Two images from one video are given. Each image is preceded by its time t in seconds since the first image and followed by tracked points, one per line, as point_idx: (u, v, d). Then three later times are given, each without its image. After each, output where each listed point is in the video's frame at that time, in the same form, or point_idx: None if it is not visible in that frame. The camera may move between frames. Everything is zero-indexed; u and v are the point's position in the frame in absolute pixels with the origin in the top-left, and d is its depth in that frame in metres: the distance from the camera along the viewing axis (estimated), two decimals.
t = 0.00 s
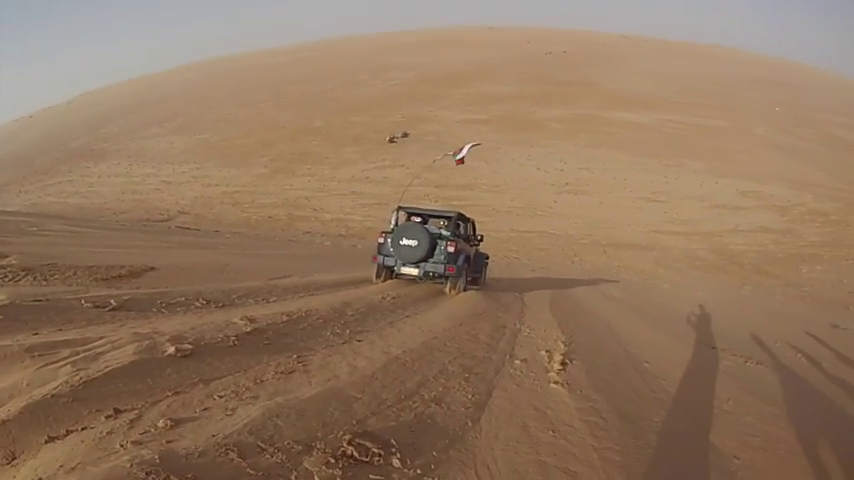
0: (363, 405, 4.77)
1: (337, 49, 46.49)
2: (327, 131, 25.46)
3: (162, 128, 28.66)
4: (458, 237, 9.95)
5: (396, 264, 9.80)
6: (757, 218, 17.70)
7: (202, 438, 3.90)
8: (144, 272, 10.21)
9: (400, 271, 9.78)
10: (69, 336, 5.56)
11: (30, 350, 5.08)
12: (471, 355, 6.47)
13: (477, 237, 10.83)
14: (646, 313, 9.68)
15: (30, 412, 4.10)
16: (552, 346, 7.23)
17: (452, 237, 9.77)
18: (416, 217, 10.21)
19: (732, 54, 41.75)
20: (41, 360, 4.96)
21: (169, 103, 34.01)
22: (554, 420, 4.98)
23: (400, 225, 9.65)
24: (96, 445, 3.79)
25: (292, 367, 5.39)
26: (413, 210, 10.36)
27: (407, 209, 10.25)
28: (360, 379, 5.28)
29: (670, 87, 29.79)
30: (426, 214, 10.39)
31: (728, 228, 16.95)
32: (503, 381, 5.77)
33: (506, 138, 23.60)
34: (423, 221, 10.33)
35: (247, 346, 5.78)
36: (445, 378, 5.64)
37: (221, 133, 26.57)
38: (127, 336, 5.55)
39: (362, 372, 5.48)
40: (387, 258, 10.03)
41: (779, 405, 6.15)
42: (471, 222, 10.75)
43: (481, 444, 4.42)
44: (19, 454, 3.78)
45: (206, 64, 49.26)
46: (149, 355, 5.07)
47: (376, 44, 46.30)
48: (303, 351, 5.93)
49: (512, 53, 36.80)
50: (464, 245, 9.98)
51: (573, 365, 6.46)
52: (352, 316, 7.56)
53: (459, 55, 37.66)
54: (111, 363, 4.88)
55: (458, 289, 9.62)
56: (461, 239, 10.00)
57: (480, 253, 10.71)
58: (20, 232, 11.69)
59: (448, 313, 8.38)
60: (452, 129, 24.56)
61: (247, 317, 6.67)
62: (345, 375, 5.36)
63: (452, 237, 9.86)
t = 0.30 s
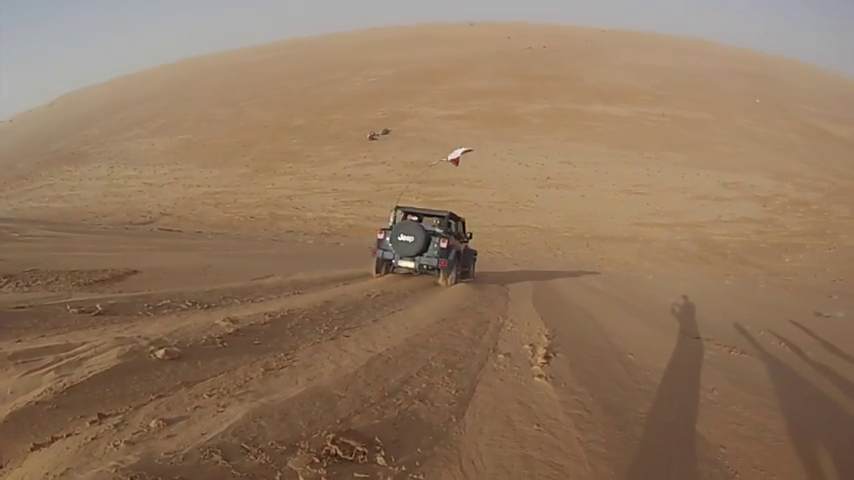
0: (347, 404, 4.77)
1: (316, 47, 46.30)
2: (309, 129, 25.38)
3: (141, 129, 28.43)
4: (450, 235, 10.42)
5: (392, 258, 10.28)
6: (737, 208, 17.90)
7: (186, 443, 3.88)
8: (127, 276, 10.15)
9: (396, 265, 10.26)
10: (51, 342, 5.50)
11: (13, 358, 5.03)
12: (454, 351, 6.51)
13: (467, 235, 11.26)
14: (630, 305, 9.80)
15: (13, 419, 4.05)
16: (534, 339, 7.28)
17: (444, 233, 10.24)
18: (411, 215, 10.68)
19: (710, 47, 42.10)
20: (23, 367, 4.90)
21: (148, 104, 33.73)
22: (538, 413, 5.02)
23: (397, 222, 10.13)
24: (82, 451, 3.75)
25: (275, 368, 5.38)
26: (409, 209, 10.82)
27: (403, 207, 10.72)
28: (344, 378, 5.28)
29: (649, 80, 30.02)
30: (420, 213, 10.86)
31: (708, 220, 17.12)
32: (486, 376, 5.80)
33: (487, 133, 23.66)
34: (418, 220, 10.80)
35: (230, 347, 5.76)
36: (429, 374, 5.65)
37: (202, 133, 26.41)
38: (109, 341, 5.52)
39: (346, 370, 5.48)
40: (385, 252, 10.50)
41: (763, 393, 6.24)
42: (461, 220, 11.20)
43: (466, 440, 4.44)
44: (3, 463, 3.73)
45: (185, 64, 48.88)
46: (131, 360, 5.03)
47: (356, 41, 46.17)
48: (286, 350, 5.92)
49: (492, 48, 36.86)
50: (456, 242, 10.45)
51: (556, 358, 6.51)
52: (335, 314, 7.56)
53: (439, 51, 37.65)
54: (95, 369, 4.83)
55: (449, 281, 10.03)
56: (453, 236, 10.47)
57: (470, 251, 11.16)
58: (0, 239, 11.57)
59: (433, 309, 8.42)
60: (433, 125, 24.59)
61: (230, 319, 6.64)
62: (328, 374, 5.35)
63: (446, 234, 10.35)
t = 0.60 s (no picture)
0: (340, 404, 4.76)
1: (304, 46, 46.20)
2: (298, 129, 25.33)
3: (130, 131, 28.32)
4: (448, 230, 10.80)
5: (397, 255, 10.74)
6: (727, 201, 17.96)
7: (178, 446, 3.85)
8: (119, 279, 10.11)
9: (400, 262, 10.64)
10: (43, 347, 5.46)
11: (6, 364, 4.99)
12: (447, 348, 6.51)
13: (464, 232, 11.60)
14: (622, 299, 9.83)
15: (5, 425, 4.02)
16: (526, 335, 7.30)
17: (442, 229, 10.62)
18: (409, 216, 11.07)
19: (698, 41, 42.23)
20: (16, 372, 4.86)
21: (136, 106, 33.58)
22: (531, 409, 5.02)
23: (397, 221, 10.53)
24: (76, 456, 3.72)
25: (268, 369, 5.36)
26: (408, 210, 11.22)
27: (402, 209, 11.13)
28: (337, 378, 5.26)
29: (637, 75, 30.10)
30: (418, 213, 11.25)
31: (698, 213, 17.18)
32: (478, 373, 5.80)
33: (477, 130, 23.67)
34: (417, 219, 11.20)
35: (222, 349, 5.74)
36: (421, 372, 5.64)
37: (191, 135, 26.33)
38: (101, 345, 5.48)
39: (338, 370, 5.46)
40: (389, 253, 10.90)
41: (755, 385, 6.26)
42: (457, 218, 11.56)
43: (459, 437, 4.43)
44: None
45: (173, 65, 48.71)
46: (124, 363, 5.00)
47: (344, 40, 46.08)
48: (279, 350, 5.91)
49: (481, 45, 36.86)
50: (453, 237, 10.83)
51: (548, 354, 6.52)
52: (328, 313, 7.56)
53: (428, 49, 37.61)
54: (88, 373, 4.79)
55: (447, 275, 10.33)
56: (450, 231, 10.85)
57: (468, 247, 11.51)
58: None
59: (425, 306, 8.42)
60: (423, 122, 24.58)
61: (222, 320, 6.62)
62: (320, 374, 5.34)
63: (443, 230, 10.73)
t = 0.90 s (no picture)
0: (339, 403, 4.75)
1: (301, 46, 46.14)
2: (295, 129, 25.31)
3: (127, 133, 28.29)
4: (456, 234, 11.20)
5: (406, 251, 11.14)
6: (725, 199, 17.98)
7: (177, 447, 3.84)
8: (116, 280, 10.09)
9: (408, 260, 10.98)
10: (42, 349, 5.45)
11: (3, 367, 4.98)
12: (445, 347, 6.51)
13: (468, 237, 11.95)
14: (620, 297, 9.84)
15: (4, 428, 4.01)
16: (524, 334, 7.30)
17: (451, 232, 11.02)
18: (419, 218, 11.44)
19: (694, 39, 42.27)
20: (14, 374, 4.85)
21: (133, 108, 33.52)
22: (530, 408, 5.03)
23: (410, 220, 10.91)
24: (74, 458, 3.71)
25: (267, 369, 5.35)
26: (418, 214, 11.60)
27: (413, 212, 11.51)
28: (335, 378, 5.26)
29: (634, 73, 30.10)
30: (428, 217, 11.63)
31: (695, 211, 17.19)
32: (477, 372, 5.81)
33: (474, 129, 23.67)
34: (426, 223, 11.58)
35: (221, 350, 5.73)
36: (419, 371, 5.64)
37: (188, 135, 26.31)
38: (100, 346, 5.47)
39: (337, 370, 5.46)
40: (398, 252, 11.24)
41: (754, 383, 6.26)
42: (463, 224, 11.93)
43: (458, 436, 4.43)
44: None
45: (170, 66, 48.64)
46: (122, 365, 4.99)
47: (341, 40, 46.04)
48: (277, 350, 5.90)
49: (477, 44, 36.84)
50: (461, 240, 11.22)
51: (547, 353, 6.53)
52: (327, 313, 7.56)
53: (424, 48, 37.57)
54: (86, 375, 4.78)
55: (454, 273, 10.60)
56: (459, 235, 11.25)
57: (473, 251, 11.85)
58: None
59: (424, 305, 8.42)
60: (420, 122, 24.56)
61: (220, 321, 6.60)
62: (319, 374, 5.33)
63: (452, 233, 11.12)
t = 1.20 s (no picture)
0: (335, 398, 4.75)
1: (294, 42, 45.99)
2: (290, 124, 25.24)
3: (121, 129, 28.18)
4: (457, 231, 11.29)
5: (409, 247, 11.12)
6: (719, 194, 18.02)
7: (173, 443, 3.84)
8: (111, 277, 10.06)
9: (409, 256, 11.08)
10: (37, 347, 5.43)
11: None
12: (441, 342, 6.52)
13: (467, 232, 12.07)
14: (614, 291, 9.87)
15: None
16: (519, 328, 7.30)
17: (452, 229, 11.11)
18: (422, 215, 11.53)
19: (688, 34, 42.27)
20: (9, 372, 4.84)
21: (127, 104, 33.40)
22: (525, 402, 5.04)
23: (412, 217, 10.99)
24: (70, 456, 3.71)
25: (262, 364, 5.35)
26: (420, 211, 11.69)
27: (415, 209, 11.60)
28: (330, 373, 5.26)
29: (628, 68, 30.11)
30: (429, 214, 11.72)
31: (690, 206, 17.21)
32: (472, 366, 5.82)
33: (469, 124, 23.64)
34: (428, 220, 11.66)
35: (216, 345, 5.72)
36: (414, 366, 5.64)
37: (182, 131, 26.22)
38: (95, 343, 5.46)
39: (332, 365, 5.46)
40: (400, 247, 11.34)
41: (748, 377, 6.29)
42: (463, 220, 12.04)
43: (453, 430, 4.44)
44: None
45: (163, 62, 48.46)
46: (117, 361, 4.98)
47: (335, 35, 45.91)
48: (272, 346, 5.90)
49: (472, 39, 36.78)
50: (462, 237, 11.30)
51: (542, 347, 6.54)
52: (322, 308, 7.56)
53: (418, 43, 37.49)
54: (82, 372, 4.77)
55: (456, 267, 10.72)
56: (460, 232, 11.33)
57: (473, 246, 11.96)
58: None
59: (418, 300, 8.43)
60: (414, 118, 24.52)
61: (215, 317, 6.59)
62: (314, 368, 5.33)
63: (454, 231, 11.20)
